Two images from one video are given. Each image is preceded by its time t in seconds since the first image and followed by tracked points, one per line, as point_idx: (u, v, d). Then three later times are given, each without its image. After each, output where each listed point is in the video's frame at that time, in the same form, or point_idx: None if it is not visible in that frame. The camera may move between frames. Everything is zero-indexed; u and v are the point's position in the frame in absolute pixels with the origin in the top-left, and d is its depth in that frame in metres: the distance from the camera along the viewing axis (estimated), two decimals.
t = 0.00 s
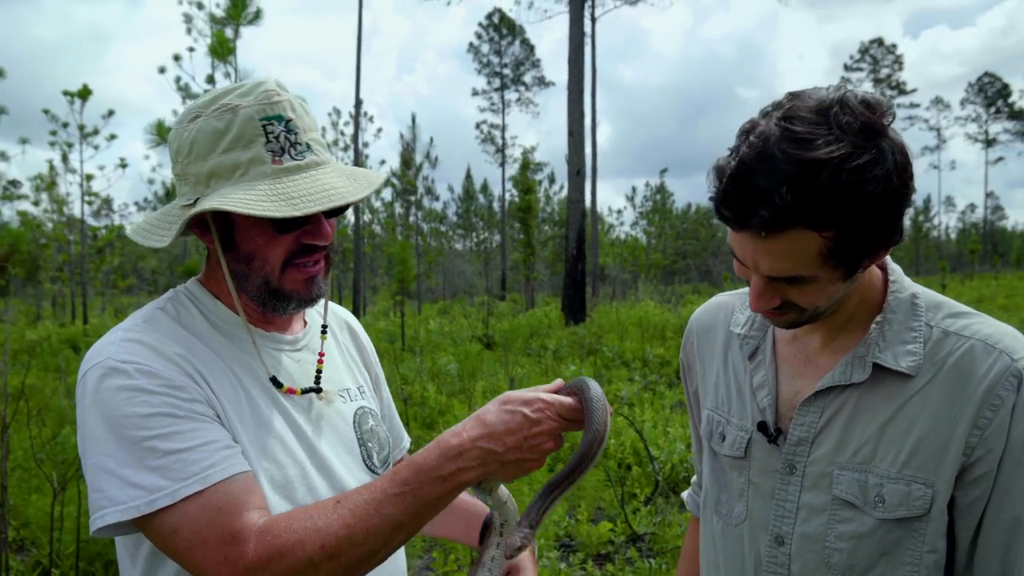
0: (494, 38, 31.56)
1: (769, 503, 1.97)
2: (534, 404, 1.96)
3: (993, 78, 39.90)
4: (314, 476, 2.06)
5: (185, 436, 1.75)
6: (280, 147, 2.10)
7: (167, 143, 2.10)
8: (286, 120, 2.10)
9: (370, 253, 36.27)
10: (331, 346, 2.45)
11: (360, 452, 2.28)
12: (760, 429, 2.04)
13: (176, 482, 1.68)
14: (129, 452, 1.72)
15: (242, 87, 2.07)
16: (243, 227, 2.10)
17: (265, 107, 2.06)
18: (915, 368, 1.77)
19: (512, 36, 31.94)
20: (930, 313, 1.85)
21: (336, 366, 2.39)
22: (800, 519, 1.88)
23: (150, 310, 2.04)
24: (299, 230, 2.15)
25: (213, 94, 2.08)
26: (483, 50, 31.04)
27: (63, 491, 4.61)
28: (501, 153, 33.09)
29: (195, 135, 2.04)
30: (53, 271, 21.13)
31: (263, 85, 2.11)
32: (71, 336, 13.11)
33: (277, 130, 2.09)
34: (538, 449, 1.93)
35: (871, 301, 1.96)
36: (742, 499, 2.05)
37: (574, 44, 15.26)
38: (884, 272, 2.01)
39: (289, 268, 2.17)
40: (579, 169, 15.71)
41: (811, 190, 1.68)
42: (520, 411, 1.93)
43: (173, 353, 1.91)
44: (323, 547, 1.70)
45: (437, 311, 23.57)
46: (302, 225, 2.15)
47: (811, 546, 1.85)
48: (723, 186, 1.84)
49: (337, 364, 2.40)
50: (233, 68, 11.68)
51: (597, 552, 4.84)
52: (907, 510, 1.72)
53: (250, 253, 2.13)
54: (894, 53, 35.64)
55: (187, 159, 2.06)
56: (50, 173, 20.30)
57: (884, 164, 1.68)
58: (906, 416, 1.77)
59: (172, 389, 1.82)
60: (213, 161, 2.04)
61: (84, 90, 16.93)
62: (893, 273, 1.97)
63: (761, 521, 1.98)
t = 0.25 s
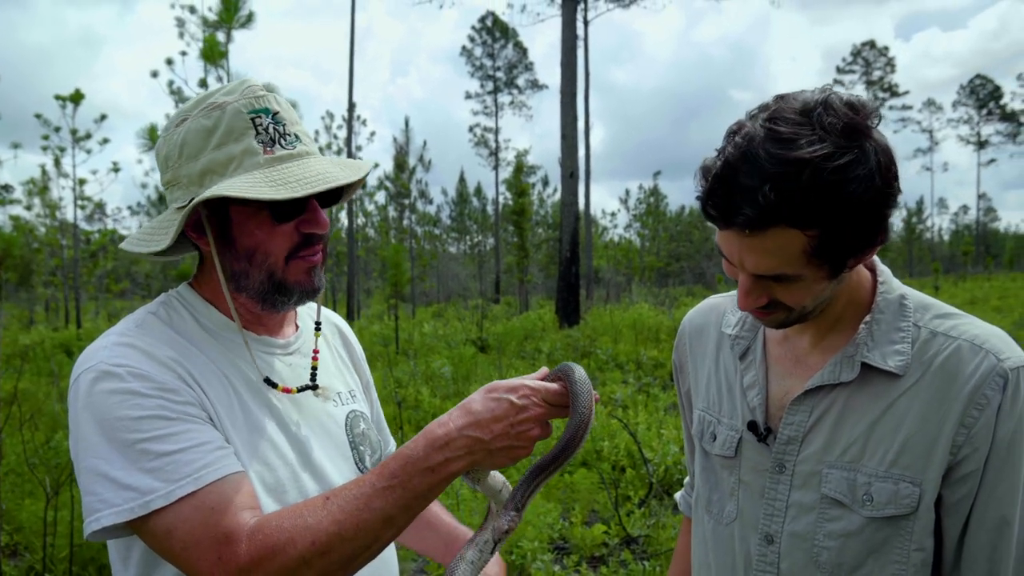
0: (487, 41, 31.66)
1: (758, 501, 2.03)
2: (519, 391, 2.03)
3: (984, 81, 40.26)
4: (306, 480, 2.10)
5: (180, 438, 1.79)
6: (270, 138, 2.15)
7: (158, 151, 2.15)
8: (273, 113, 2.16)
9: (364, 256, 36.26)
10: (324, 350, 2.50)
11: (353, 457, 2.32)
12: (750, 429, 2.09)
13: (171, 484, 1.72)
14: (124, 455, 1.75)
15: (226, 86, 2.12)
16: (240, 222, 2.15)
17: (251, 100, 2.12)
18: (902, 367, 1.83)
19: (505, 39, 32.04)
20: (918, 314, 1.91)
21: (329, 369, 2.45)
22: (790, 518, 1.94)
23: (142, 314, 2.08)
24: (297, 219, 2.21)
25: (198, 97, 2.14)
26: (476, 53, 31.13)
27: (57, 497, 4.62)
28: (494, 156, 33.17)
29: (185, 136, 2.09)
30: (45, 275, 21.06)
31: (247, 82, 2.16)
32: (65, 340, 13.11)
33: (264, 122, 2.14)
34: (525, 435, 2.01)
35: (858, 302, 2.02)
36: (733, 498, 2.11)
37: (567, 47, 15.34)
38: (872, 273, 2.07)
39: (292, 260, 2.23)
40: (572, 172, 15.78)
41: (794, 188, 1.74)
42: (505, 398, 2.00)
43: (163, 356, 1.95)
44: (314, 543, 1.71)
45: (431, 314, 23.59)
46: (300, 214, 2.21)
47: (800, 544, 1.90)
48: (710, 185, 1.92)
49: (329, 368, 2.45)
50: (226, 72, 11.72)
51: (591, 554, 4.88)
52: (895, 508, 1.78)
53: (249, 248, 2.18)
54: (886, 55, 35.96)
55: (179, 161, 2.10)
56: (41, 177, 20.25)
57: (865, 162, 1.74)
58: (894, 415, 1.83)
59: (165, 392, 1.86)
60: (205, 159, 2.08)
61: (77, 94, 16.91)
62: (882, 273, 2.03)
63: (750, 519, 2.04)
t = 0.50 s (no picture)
0: (487, 44, 31.71)
1: (758, 499, 2.04)
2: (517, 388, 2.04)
3: (985, 80, 40.24)
4: (307, 482, 2.10)
5: (182, 439, 1.80)
6: (268, 139, 2.16)
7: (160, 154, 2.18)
8: (272, 115, 2.18)
9: (365, 259, 36.27)
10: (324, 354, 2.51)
11: (353, 460, 2.33)
12: (750, 427, 2.10)
13: (174, 484, 1.72)
14: (128, 455, 1.76)
15: (226, 89, 2.15)
16: (238, 224, 2.17)
17: (251, 103, 2.13)
18: (899, 365, 1.84)
19: (505, 42, 32.09)
20: (915, 313, 1.91)
21: (330, 372, 2.46)
22: (789, 515, 1.94)
23: (145, 317, 2.09)
24: (293, 221, 2.21)
25: (199, 102, 2.17)
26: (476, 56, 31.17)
27: (59, 501, 4.63)
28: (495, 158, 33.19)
29: (186, 139, 2.12)
30: (47, 280, 21.08)
31: (246, 86, 2.18)
32: (67, 345, 13.13)
33: (263, 124, 2.16)
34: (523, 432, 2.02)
35: (856, 301, 2.03)
36: (733, 497, 2.12)
37: (567, 49, 15.36)
38: (869, 274, 2.08)
39: (288, 262, 2.23)
40: (573, 174, 15.79)
41: (785, 181, 1.75)
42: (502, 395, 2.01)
43: (166, 358, 1.96)
44: (314, 543, 1.72)
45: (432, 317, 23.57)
46: (296, 216, 2.22)
47: (800, 541, 1.91)
48: (705, 181, 1.93)
49: (329, 373, 2.46)
50: (226, 76, 11.75)
51: (593, 556, 4.89)
52: (892, 504, 1.78)
53: (246, 250, 2.19)
54: (886, 56, 35.98)
55: (179, 163, 2.12)
56: (43, 182, 20.29)
57: (855, 158, 1.75)
58: (891, 412, 1.84)
59: (168, 393, 1.87)
60: (204, 160, 2.10)
61: (78, 99, 16.95)
62: (879, 273, 2.04)
63: (750, 518, 2.05)
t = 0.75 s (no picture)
0: (487, 46, 31.78)
1: (760, 499, 2.04)
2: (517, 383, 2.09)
3: (985, 81, 40.27)
4: (308, 483, 2.11)
5: (186, 438, 1.80)
6: (273, 152, 2.16)
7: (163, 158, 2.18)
8: (278, 126, 2.17)
9: (365, 262, 36.27)
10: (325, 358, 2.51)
11: (355, 462, 2.33)
12: (751, 427, 2.10)
13: (180, 481, 1.73)
14: (132, 453, 1.76)
15: (233, 97, 2.14)
16: (241, 234, 2.17)
17: (257, 113, 2.13)
18: (897, 363, 1.84)
19: (505, 44, 32.15)
20: (912, 311, 1.91)
21: (332, 376, 2.47)
22: (790, 513, 1.94)
23: (150, 318, 2.09)
24: (296, 234, 2.21)
25: (206, 108, 2.16)
26: (476, 58, 31.27)
27: (61, 504, 4.63)
28: (495, 160, 33.29)
29: (192, 146, 2.13)
30: (48, 284, 21.10)
31: (253, 94, 2.17)
32: (68, 348, 13.14)
33: (269, 135, 2.15)
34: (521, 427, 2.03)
35: (853, 301, 2.02)
36: (735, 497, 2.12)
37: (567, 51, 15.38)
38: (868, 277, 2.08)
39: (289, 272, 2.22)
40: (573, 176, 15.80)
41: (779, 170, 1.76)
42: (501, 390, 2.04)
43: (172, 358, 1.97)
44: (318, 537, 1.72)
45: (433, 320, 23.56)
46: (299, 229, 2.21)
47: (802, 539, 1.91)
48: (699, 175, 1.95)
49: (331, 377, 2.46)
50: (227, 79, 11.77)
51: (594, 558, 4.89)
52: (892, 501, 1.78)
53: (249, 259, 2.20)
54: (886, 57, 36.04)
55: (184, 170, 2.13)
56: (44, 185, 20.33)
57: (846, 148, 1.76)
58: (891, 409, 1.84)
59: (173, 392, 1.87)
60: (209, 170, 2.11)
61: (79, 102, 16.99)
62: (876, 275, 2.04)
63: (751, 518, 2.05)
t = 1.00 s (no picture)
0: (489, 48, 31.82)
1: (760, 498, 2.04)
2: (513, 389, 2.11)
3: (987, 82, 40.21)
4: (309, 483, 2.11)
5: (188, 436, 1.80)
6: (293, 157, 2.18)
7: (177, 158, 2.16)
8: (298, 132, 2.19)
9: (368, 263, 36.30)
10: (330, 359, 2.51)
11: (357, 462, 2.33)
12: (752, 426, 2.10)
13: (181, 480, 1.73)
14: (135, 451, 1.77)
15: (253, 102, 2.14)
16: (259, 237, 2.17)
17: (278, 119, 2.14)
18: (896, 361, 1.84)
19: (507, 46, 32.20)
20: (911, 310, 1.92)
21: (336, 378, 2.47)
22: (791, 512, 1.94)
23: (154, 318, 2.10)
24: (312, 238, 2.22)
25: (223, 111, 2.15)
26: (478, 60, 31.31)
27: (63, 505, 4.63)
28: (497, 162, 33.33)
29: (210, 149, 2.11)
30: (51, 285, 21.13)
31: (271, 99, 2.18)
32: (71, 350, 13.17)
33: (289, 141, 2.17)
34: (521, 427, 2.04)
35: (851, 298, 2.03)
36: (736, 497, 2.12)
37: (569, 53, 15.39)
38: (867, 277, 2.09)
39: (302, 275, 2.23)
40: (575, 177, 15.80)
41: (774, 124, 1.84)
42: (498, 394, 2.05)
43: (175, 357, 1.97)
44: (315, 535, 1.72)
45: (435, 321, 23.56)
46: (315, 233, 2.22)
47: (802, 537, 1.91)
48: (701, 131, 2.03)
49: (337, 379, 2.47)
50: (229, 81, 11.79)
51: (596, 560, 4.87)
52: (892, 499, 1.78)
53: (263, 262, 2.19)
54: (889, 58, 36.02)
55: (202, 172, 2.12)
56: (47, 188, 20.39)
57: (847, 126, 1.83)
58: (891, 407, 1.83)
59: (177, 391, 1.88)
60: (228, 173, 2.10)
61: (83, 105, 17.05)
62: (876, 275, 2.04)
63: (752, 517, 2.04)
